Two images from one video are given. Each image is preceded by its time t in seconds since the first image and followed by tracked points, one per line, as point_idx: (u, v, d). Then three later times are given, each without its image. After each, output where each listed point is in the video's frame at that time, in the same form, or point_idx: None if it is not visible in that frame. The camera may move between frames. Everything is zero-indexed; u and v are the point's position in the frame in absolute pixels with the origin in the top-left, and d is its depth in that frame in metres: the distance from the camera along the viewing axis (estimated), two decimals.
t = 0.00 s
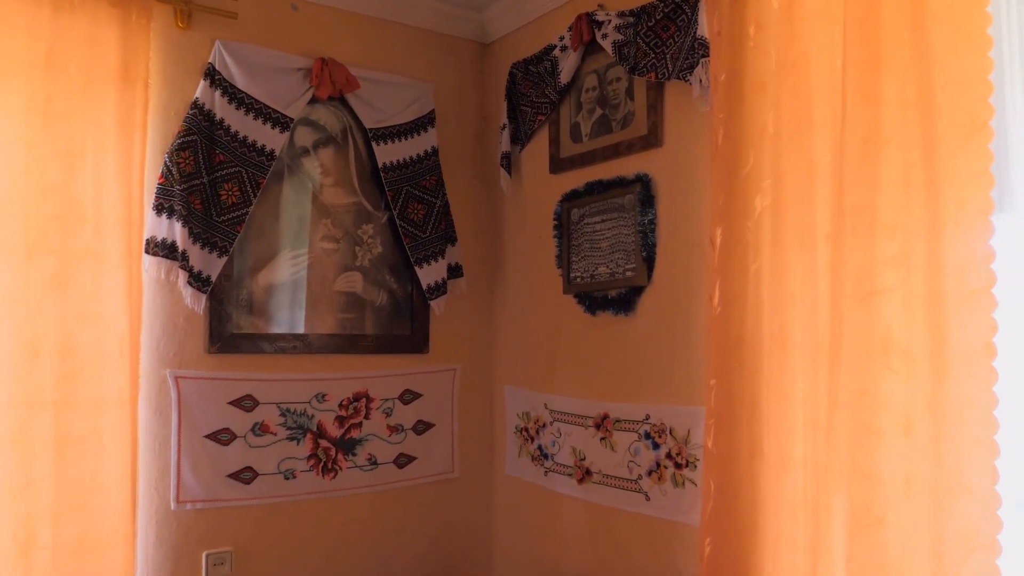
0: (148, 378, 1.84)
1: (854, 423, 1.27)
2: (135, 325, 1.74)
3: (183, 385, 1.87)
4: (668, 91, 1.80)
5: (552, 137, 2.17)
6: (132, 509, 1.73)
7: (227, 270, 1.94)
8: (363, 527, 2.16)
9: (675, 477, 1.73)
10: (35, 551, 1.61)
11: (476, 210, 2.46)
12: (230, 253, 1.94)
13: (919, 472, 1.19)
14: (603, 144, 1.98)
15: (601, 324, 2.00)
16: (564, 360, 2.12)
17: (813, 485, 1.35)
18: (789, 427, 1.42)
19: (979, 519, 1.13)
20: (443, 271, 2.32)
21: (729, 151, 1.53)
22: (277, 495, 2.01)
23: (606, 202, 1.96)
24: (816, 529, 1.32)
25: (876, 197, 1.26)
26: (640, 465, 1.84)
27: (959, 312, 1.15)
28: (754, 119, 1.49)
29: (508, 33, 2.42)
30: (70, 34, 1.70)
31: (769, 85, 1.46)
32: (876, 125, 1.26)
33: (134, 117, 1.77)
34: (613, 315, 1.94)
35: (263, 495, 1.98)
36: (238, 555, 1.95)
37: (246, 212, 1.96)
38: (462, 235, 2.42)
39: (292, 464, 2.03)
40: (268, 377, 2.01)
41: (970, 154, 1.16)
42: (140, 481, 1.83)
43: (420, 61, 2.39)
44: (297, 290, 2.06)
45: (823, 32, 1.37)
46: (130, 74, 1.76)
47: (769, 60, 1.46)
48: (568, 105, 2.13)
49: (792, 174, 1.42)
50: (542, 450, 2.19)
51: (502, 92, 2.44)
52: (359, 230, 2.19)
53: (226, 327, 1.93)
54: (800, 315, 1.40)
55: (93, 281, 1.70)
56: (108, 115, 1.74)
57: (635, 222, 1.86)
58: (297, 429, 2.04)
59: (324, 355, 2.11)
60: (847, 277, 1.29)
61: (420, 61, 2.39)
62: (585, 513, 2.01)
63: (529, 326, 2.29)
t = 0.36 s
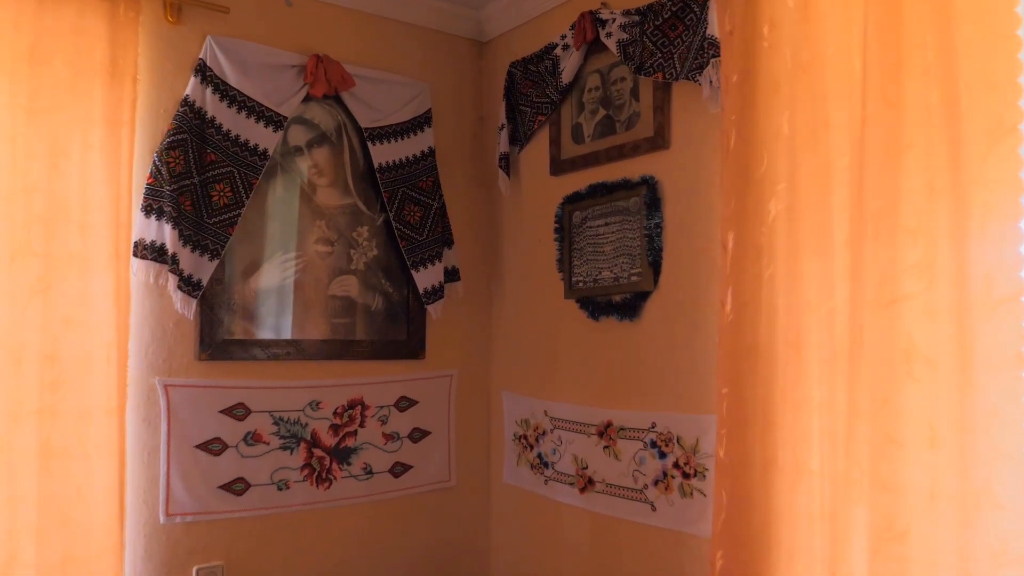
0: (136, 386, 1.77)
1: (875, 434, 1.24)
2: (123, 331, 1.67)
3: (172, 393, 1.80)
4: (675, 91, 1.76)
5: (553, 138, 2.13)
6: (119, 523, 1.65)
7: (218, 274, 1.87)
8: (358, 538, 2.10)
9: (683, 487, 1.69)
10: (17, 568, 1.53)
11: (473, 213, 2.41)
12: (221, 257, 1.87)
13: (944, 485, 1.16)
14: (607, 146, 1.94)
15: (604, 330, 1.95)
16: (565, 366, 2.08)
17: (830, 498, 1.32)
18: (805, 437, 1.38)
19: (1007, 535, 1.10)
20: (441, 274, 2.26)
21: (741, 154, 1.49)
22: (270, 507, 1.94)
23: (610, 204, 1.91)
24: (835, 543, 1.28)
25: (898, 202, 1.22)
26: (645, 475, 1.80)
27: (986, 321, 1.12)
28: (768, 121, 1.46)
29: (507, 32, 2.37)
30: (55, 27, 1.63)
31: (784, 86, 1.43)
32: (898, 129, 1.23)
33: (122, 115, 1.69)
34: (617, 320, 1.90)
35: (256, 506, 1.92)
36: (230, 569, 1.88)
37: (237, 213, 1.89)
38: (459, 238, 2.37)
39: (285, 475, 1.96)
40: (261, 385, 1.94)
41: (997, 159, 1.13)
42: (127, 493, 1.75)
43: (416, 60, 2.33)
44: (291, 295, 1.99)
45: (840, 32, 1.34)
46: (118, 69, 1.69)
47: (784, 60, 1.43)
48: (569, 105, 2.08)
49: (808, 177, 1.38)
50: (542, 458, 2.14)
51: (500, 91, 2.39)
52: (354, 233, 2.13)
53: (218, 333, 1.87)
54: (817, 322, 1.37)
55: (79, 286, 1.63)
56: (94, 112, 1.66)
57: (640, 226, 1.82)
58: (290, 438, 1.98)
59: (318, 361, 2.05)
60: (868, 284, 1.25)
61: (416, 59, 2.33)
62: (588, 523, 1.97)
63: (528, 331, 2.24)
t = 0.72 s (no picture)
0: (124, 398, 1.69)
1: (898, 449, 1.21)
2: (112, 341, 1.59)
3: (162, 404, 1.73)
4: (682, 95, 1.72)
5: (554, 142, 2.09)
6: (107, 541, 1.58)
7: (210, 281, 1.80)
8: (353, 552, 2.04)
9: (691, 500, 1.66)
10: None
11: (470, 217, 2.36)
12: (213, 263, 1.80)
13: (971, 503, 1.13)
14: (610, 150, 1.90)
15: (608, 338, 1.91)
16: (567, 375, 2.03)
17: (850, 514, 1.28)
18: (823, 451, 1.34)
19: None
20: (438, 280, 2.20)
21: (755, 160, 1.46)
22: (263, 522, 1.87)
23: (613, 210, 1.87)
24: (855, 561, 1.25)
25: (922, 212, 1.20)
26: (651, 487, 1.76)
27: (1014, 335, 1.09)
28: (783, 127, 1.42)
29: (505, 33, 2.32)
30: (40, 22, 1.55)
31: (800, 91, 1.40)
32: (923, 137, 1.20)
33: (110, 115, 1.62)
34: (621, 329, 1.86)
35: (248, 522, 1.85)
36: None
37: (230, 218, 1.82)
38: (455, 243, 2.32)
39: (278, 488, 1.90)
40: (254, 395, 1.87)
41: None
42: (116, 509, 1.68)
43: (412, 60, 2.28)
44: (284, 302, 1.93)
45: (859, 37, 1.31)
46: (106, 67, 1.62)
47: (800, 65, 1.39)
48: (571, 108, 2.04)
49: (825, 185, 1.35)
50: (542, 469, 2.09)
51: (498, 94, 2.35)
52: (349, 238, 2.07)
53: (209, 342, 1.79)
54: (834, 333, 1.33)
55: (65, 293, 1.55)
56: (82, 112, 1.59)
57: (646, 232, 1.78)
58: (284, 450, 1.91)
59: (312, 370, 1.98)
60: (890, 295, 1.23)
61: (413, 60, 2.28)
62: (590, 536, 1.92)
63: (527, 339, 2.19)
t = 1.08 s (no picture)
0: (111, 412, 1.62)
1: (921, 467, 1.18)
2: (98, 354, 1.52)
3: (151, 419, 1.66)
4: (690, 102, 1.69)
5: (554, 147, 2.04)
6: (93, 564, 1.50)
7: (200, 290, 1.73)
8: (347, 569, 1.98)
9: (699, 515, 1.62)
10: None
11: (466, 223, 2.31)
12: (204, 271, 1.73)
13: (999, 522, 1.10)
14: (614, 156, 1.86)
15: (611, 349, 1.87)
16: (567, 385, 1.99)
17: (869, 533, 1.25)
18: (841, 468, 1.31)
19: None
20: (434, 288, 2.15)
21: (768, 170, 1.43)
22: (255, 540, 1.80)
23: (617, 219, 1.83)
24: None
25: (947, 224, 1.17)
26: (657, 502, 1.72)
27: None
28: (798, 135, 1.39)
29: (503, 35, 2.27)
30: (23, 19, 1.47)
31: (816, 100, 1.37)
32: (947, 148, 1.17)
33: (96, 116, 1.54)
34: (625, 339, 1.82)
35: (240, 540, 1.78)
36: None
37: (222, 224, 1.76)
38: (451, 250, 2.27)
39: (271, 505, 1.83)
40: (246, 409, 1.80)
41: None
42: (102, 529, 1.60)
43: (408, 62, 2.22)
44: (277, 311, 1.86)
45: (879, 44, 1.28)
46: (92, 67, 1.54)
47: (817, 73, 1.36)
48: (572, 113, 2.00)
49: (842, 196, 1.32)
50: (541, 482, 2.05)
51: (495, 97, 2.30)
52: (344, 245, 2.01)
53: (200, 353, 1.72)
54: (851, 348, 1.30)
55: (50, 303, 1.47)
56: (67, 113, 1.51)
57: (651, 241, 1.75)
58: (277, 465, 1.84)
59: (305, 381, 1.91)
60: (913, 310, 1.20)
61: (409, 61, 2.22)
62: (593, 551, 1.88)
63: (525, 348, 2.14)
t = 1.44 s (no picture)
0: (98, 425, 1.55)
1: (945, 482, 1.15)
2: (85, 365, 1.45)
3: (139, 432, 1.59)
4: (698, 106, 1.66)
5: (555, 151, 2.00)
6: None
7: (191, 297, 1.66)
8: None
9: (707, 529, 1.59)
10: None
11: (463, 227, 2.26)
12: (195, 278, 1.66)
13: None
14: (618, 161, 1.82)
15: (614, 357, 1.83)
16: (568, 395, 1.95)
17: (888, 550, 1.22)
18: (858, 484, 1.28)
19: None
20: (430, 295, 2.09)
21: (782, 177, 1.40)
22: (247, 556, 1.74)
23: (621, 225, 1.80)
24: None
25: (971, 234, 1.15)
26: (663, 514, 1.68)
27: None
28: (812, 142, 1.37)
29: (501, 36, 2.23)
30: (7, 13, 1.40)
31: (833, 106, 1.34)
32: (971, 156, 1.15)
33: (84, 118, 1.48)
34: (630, 348, 1.78)
35: (232, 557, 1.71)
36: None
37: (213, 229, 1.69)
38: (448, 255, 2.22)
39: (263, 519, 1.77)
40: (238, 420, 1.74)
41: None
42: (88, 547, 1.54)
43: (404, 62, 2.17)
44: (270, 318, 1.80)
45: (897, 50, 1.26)
46: (80, 65, 1.48)
47: (834, 79, 1.34)
48: (574, 116, 1.96)
49: (860, 204, 1.29)
50: (541, 493, 2.00)
51: (493, 99, 2.25)
52: (339, 250, 1.95)
53: (192, 362, 1.66)
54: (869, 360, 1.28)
55: (34, 313, 1.40)
56: (53, 113, 1.44)
57: (657, 248, 1.71)
58: (270, 478, 1.78)
59: (299, 391, 1.85)
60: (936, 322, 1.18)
61: (405, 62, 2.17)
62: (595, 564, 1.84)
63: (524, 355, 2.10)
